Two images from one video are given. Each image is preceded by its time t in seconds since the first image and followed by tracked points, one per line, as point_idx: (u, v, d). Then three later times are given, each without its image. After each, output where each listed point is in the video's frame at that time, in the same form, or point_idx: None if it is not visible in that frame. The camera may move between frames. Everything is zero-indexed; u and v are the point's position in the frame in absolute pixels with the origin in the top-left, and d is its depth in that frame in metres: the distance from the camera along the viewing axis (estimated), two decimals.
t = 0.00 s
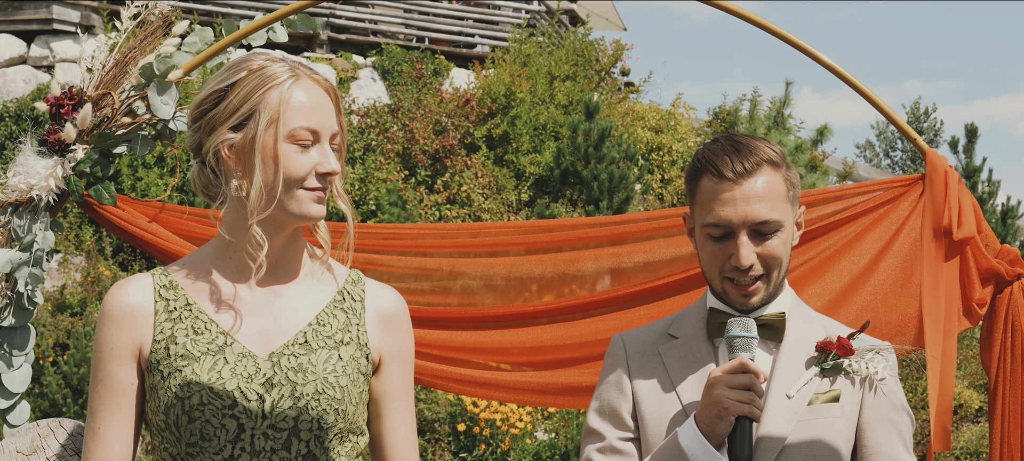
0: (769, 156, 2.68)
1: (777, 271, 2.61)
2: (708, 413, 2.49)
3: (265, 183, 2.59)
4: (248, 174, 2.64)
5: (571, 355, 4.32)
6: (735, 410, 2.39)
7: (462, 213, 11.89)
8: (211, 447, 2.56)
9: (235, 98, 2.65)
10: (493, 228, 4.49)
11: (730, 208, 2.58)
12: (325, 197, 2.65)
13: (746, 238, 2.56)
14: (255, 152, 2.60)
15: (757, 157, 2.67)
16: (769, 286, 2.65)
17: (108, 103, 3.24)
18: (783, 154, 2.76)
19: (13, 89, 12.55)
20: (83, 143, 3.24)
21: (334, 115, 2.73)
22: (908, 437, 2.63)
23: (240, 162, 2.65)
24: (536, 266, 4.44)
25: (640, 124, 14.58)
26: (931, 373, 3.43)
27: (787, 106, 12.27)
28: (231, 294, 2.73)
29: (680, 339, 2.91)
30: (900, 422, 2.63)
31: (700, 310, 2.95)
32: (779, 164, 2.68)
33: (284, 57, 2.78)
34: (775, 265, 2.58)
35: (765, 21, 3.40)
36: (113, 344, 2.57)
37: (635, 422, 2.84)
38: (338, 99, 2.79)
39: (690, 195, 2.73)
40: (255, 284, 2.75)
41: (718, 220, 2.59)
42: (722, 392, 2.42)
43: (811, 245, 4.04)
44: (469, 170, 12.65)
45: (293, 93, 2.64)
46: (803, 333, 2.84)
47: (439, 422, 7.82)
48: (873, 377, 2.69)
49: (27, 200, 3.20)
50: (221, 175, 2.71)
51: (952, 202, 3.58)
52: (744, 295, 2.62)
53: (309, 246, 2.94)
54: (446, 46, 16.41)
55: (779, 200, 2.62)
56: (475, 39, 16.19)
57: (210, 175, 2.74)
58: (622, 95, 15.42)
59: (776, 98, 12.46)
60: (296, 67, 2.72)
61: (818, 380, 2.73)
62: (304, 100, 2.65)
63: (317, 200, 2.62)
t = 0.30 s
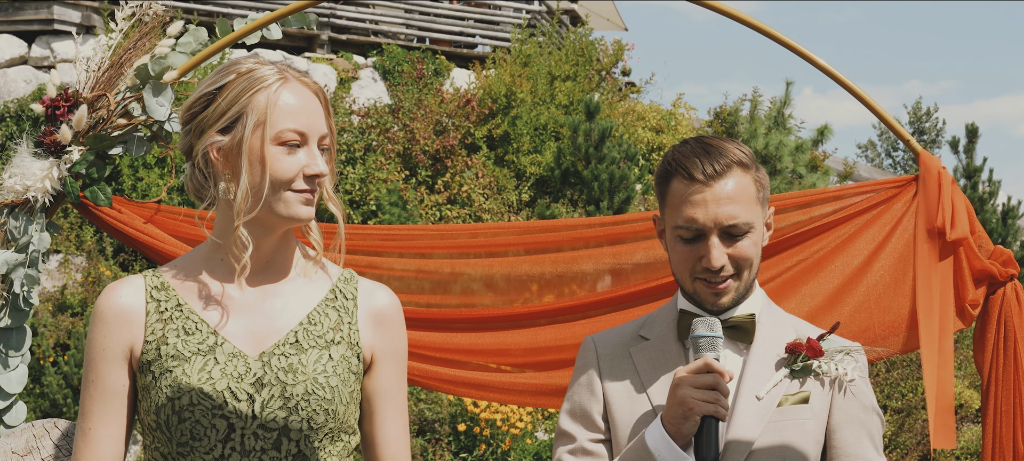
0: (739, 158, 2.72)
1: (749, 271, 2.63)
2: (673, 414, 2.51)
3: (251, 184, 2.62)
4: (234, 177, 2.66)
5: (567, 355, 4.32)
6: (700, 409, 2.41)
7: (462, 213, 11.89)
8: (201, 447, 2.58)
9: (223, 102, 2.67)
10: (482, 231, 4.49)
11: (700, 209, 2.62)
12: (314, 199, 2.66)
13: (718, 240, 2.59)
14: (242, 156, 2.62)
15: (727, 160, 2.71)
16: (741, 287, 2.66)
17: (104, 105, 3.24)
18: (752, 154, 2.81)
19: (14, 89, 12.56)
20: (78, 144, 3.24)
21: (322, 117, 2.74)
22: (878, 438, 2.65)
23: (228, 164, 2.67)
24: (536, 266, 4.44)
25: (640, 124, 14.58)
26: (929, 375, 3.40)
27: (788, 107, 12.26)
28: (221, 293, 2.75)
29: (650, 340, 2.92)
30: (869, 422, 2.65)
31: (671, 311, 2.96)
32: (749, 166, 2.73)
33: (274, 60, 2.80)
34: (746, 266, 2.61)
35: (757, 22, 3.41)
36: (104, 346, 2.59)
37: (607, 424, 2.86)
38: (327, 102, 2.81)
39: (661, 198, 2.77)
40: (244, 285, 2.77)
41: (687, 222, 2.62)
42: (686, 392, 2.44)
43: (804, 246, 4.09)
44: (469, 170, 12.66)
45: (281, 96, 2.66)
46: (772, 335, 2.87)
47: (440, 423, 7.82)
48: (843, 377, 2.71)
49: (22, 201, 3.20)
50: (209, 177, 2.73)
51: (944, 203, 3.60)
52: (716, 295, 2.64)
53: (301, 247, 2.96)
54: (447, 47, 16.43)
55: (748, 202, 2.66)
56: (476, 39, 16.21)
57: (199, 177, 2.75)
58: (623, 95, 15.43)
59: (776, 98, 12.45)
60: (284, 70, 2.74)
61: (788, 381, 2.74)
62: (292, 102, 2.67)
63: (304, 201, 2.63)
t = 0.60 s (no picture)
0: (718, 160, 2.75)
1: (729, 276, 2.66)
2: (653, 418, 2.53)
3: (240, 183, 2.62)
4: (224, 174, 2.66)
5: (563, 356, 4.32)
6: (678, 413, 2.44)
7: (462, 213, 11.89)
8: (188, 447, 2.59)
9: (215, 101, 2.68)
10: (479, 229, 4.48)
11: (681, 212, 2.65)
12: (302, 200, 2.66)
13: (699, 243, 2.62)
14: (232, 154, 2.62)
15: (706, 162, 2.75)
16: (722, 291, 2.69)
17: (97, 105, 3.24)
18: (729, 157, 2.85)
19: (14, 89, 12.56)
20: (71, 145, 3.25)
21: (315, 118, 2.74)
22: (851, 439, 2.73)
23: (219, 163, 2.67)
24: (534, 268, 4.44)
25: (640, 124, 14.58)
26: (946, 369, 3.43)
27: (788, 107, 12.24)
28: (210, 292, 2.75)
29: (627, 342, 2.95)
30: (845, 425, 2.73)
31: (646, 313, 2.98)
32: (728, 168, 2.76)
33: (269, 61, 2.79)
34: (727, 269, 2.63)
35: (748, 21, 3.42)
36: (97, 346, 2.61)
37: (584, 426, 2.87)
38: (322, 104, 2.80)
39: (641, 201, 2.79)
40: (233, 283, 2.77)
41: (670, 225, 2.65)
42: (665, 396, 2.46)
43: (797, 246, 4.09)
44: (470, 170, 12.66)
45: (273, 97, 2.66)
46: (749, 337, 2.90)
47: (439, 422, 7.84)
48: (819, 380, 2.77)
49: (16, 203, 3.21)
50: (201, 175, 2.73)
51: (939, 205, 3.60)
52: (698, 297, 2.67)
53: (295, 249, 2.95)
54: (447, 47, 16.42)
55: (727, 204, 2.69)
56: (476, 39, 16.21)
57: (193, 175, 2.75)
58: (623, 95, 15.41)
59: (777, 98, 12.43)
60: (279, 71, 2.73)
61: (764, 384, 2.78)
62: (285, 104, 2.67)
63: (292, 203, 2.63)
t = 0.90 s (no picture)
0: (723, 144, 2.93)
1: (735, 248, 2.76)
2: (673, 397, 2.56)
3: (236, 186, 2.62)
4: (221, 177, 2.67)
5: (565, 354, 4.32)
6: (700, 394, 2.46)
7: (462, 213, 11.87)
8: (185, 449, 2.58)
9: (214, 102, 2.68)
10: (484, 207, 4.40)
11: (690, 183, 2.81)
12: (297, 205, 2.65)
13: (706, 211, 2.77)
14: (229, 157, 2.63)
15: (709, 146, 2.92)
16: (729, 266, 2.76)
17: (92, 107, 3.24)
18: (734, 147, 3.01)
19: (15, 90, 12.56)
20: (66, 146, 3.25)
21: (314, 122, 2.74)
22: (852, 434, 2.82)
23: (216, 165, 2.67)
24: (536, 264, 4.39)
25: (641, 124, 14.55)
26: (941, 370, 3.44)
27: (788, 107, 12.22)
28: (206, 295, 2.76)
29: (629, 340, 3.02)
30: (846, 420, 2.81)
31: (647, 309, 3.06)
32: (732, 153, 2.94)
33: (268, 64, 2.79)
34: (734, 240, 2.75)
35: (741, 22, 3.46)
36: (93, 348, 2.62)
37: (591, 420, 2.92)
38: (320, 108, 2.80)
39: (647, 183, 2.93)
40: (229, 286, 2.78)
41: (678, 196, 2.81)
42: (686, 376, 2.48)
43: (794, 241, 4.08)
44: (470, 170, 12.66)
45: (273, 100, 2.67)
46: (751, 334, 2.97)
47: (439, 423, 7.83)
48: (821, 376, 2.84)
49: (12, 204, 3.21)
50: (197, 176, 2.73)
51: (933, 207, 3.60)
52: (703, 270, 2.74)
53: (292, 251, 2.95)
54: (448, 47, 16.40)
55: (731, 181, 2.85)
56: (477, 40, 16.20)
57: (189, 176, 2.74)
58: (624, 95, 15.39)
59: (777, 98, 12.41)
60: (278, 75, 2.74)
61: (768, 380, 2.85)
62: (285, 106, 2.68)
63: (288, 207, 2.63)
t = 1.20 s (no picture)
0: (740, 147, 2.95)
1: (756, 251, 2.80)
2: (706, 371, 2.56)
3: (237, 191, 2.62)
4: (222, 182, 2.66)
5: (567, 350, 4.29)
6: (736, 365, 2.51)
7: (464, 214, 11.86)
8: (184, 451, 2.58)
9: (213, 108, 2.67)
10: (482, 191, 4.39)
11: (711, 188, 2.83)
12: (298, 208, 2.66)
13: (728, 215, 2.79)
14: (229, 162, 2.62)
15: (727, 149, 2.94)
16: (751, 270, 2.80)
17: (87, 107, 3.24)
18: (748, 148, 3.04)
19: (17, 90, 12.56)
20: (62, 147, 3.24)
21: (313, 125, 2.74)
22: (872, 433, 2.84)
23: (216, 170, 2.67)
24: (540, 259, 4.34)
25: (642, 124, 14.53)
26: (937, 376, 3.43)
27: (789, 107, 12.20)
28: (206, 299, 2.75)
29: (648, 342, 3.04)
30: (865, 419, 2.83)
31: (663, 313, 3.10)
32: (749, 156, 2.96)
33: (265, 67, 2.78)
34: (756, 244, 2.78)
35: (737, 21, 3.46)
36: (92, 351, 2.62)
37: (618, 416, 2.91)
38: (318, 110, 2.80)
39: (667, 187, 2.95)
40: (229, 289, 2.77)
41: (700, 201, 2.83)
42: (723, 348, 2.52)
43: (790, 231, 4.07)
44: (472, 171, 12.75)
45: (273, 104, 2.67)
46: (769, 336, 3.02)
47: (441, 423, 7.81)
48: (841, 375, 2.87)
49: (7, 205, 3.21)
50: (196, 181, 2.72)
51: (930, 208, 3.58)
52: (727, 274, 2.77)
53: (290, 253, 2.95)
54: (449, 47, 16.39)
55: (749, 184, 2.87)
56: (478, 40, 16.20)
57: (187, 180, 2.73)
58: (626, 95, 15.37)
59: (778, 98, 12.39)
60: (277, 78, 2.73)
61: (790, 380, 2.87)
62: (286, 111, 2.68)
63: (289, 210, 2.63)
